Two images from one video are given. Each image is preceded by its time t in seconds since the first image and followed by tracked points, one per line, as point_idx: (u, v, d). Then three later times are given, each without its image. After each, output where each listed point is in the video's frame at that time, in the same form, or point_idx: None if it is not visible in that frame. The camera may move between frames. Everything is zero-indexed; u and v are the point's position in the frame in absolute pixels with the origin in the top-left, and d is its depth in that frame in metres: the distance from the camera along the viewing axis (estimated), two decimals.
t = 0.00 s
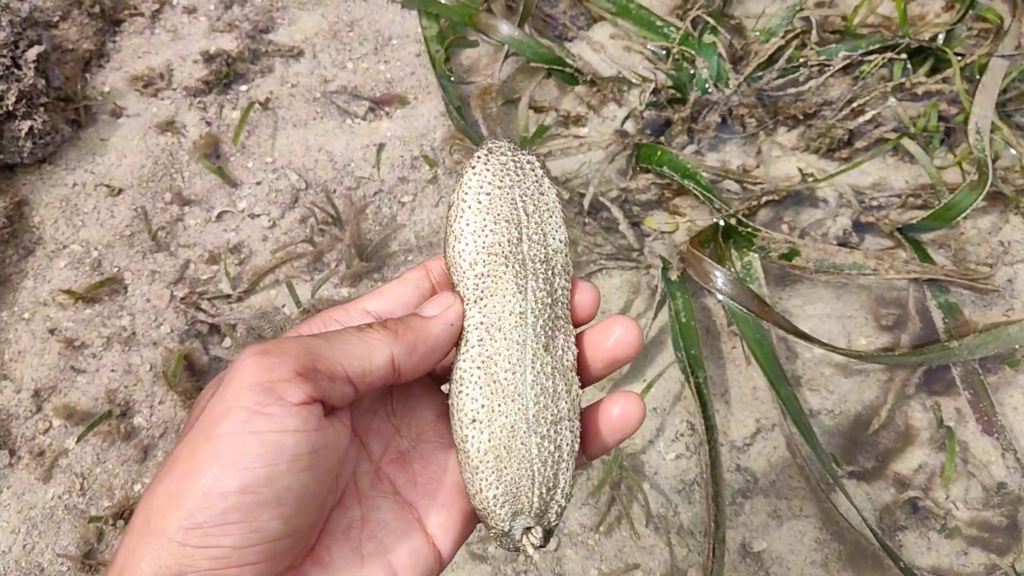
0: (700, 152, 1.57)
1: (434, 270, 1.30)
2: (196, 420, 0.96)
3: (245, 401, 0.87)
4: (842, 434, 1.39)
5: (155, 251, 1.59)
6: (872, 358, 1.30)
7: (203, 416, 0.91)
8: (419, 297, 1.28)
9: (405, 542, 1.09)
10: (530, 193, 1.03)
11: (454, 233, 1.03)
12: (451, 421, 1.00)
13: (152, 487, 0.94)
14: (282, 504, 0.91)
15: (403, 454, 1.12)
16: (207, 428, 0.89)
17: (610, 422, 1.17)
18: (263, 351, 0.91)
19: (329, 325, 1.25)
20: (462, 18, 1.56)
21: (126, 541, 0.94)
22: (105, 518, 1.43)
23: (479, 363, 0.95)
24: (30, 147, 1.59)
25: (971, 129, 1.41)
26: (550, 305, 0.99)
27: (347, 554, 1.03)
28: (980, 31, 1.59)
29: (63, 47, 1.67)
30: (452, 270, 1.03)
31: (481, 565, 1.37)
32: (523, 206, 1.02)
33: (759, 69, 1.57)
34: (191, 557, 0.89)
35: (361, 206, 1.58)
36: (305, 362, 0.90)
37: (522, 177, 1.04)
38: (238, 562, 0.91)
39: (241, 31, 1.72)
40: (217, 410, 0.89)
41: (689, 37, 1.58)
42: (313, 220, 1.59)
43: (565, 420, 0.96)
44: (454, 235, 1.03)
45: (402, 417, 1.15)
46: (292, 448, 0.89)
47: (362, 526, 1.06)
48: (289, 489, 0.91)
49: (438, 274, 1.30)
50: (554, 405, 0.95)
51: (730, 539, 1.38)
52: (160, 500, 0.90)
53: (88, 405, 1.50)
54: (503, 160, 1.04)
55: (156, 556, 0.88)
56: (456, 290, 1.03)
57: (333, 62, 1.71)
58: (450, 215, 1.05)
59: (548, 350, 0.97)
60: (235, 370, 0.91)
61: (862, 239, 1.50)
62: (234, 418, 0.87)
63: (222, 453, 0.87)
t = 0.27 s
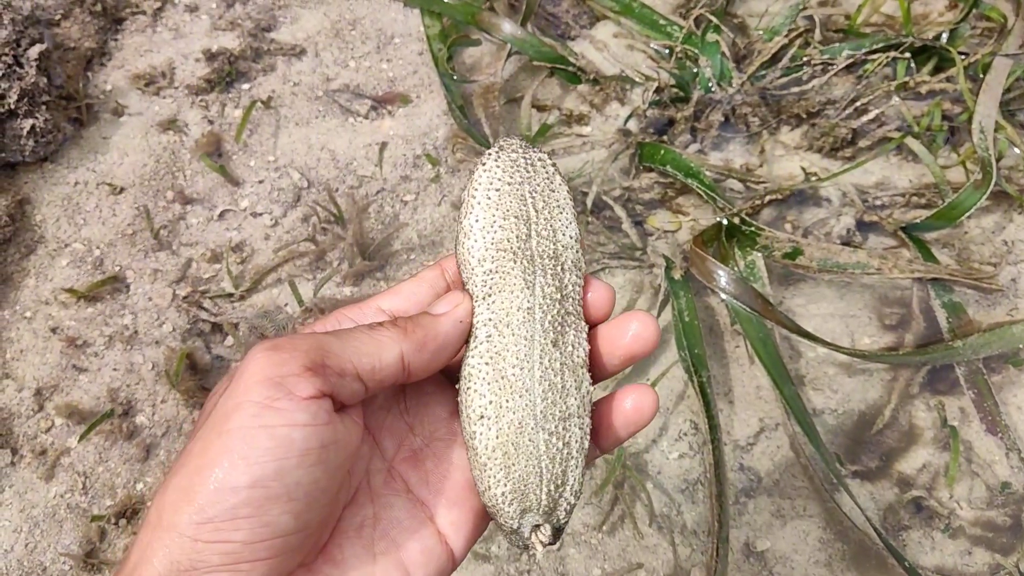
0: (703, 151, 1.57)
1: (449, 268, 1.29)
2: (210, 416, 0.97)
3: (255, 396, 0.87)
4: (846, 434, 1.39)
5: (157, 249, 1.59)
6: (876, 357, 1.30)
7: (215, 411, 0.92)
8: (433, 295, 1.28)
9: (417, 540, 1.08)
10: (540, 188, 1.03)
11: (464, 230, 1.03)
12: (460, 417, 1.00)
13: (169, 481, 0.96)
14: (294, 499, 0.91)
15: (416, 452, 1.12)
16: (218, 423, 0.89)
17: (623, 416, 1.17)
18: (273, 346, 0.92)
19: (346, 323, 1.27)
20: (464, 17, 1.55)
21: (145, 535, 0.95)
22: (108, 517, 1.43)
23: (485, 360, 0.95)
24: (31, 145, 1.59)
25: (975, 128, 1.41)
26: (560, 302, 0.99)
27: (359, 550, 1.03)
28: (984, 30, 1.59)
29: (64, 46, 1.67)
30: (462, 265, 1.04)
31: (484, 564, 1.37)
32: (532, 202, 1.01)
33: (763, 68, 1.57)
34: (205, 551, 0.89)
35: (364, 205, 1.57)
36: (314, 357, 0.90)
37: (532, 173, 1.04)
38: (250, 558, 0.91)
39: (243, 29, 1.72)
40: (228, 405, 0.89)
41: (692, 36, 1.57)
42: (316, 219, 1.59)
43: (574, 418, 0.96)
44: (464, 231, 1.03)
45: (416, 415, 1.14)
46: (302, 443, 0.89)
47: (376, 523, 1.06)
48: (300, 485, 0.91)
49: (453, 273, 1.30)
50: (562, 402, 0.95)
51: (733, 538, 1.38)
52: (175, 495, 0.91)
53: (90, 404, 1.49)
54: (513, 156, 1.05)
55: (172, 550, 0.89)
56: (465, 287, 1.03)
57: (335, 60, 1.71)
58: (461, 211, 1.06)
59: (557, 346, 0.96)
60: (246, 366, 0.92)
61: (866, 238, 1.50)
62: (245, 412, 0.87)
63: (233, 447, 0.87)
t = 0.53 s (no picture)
0: (705, 150, 1.57)
1: (387, 267, 1.30)
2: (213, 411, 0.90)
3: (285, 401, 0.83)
4: (847, 433, 1.39)
5: (157, 248, 1.59)
6: (878, 356, 1.30)
7: (230, 411, 0.86)
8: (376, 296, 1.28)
9: (401, 508, 1.12)
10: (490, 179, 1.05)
11: (443, 201, 0.97)
12: (463, 393, 0.95)
13: (167, 478, 0.89)
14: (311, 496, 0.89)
15: (377, 434, 1.18)
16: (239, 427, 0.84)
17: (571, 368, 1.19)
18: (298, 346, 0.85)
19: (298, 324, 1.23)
20: (465, 16, 1.55)
21: (139, 533, 0.90)
22: (108, 516, 1.43)
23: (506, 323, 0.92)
24: (32, 144, 1.59)
25: (977, 127, 1.41)
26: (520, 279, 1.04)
27: (358, 536, 1.05)
28: (986, 29, 1.58)
29: (65, 44, 1.67)
30: (444, 240, 0.96)
31: (486, 563, 1.37)
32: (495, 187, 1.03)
33: (764, 67, 1.57)
34: (221, 554, 0.86)
35: (365, 204, 1.58)
36: (349, 364, 0.86)
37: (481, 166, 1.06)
38: (267, 558, 0.89)
39: (244, 28, 1.72)
40: (250, 407, 0.84)
41: (694, 35, 1.57)
42: (317, 218, 1.59)
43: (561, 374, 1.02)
44: (442, 203, 0.97)
45: (371, 402, 1.20)
46: (330, 442, 0.88)
47: (359, 500, 1.08)
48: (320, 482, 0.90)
49: (394, 271, 1.31)
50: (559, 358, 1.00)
51: (735, 538, 1.37)
52: (186, 497, 0.86)
53: (91, 403, 1.49)
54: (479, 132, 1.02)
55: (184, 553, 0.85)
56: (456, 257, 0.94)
57: (337, 59, 1.71)
58: (421, 187, 0.99)
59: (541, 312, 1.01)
60: (266, 366, 0.85)
61: (868, 238, 1.50)
62: (273, 418, 0.83)
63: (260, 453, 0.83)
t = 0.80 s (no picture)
0: (705, 149, 1.57)
1: (387, 235, 1.23)
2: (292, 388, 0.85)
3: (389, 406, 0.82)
4: (848, 433, 1.39)
5: (157, 247, 1.59)
6: (879, 356, 1.29)
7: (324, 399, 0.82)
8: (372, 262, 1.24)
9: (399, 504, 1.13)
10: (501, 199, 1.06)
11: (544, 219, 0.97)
12: (535, 409, 0.93)
13: (241, 452, 0.83)
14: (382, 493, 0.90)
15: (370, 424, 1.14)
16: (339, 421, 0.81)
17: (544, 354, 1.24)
18: (403, 353, 0.83)
19: (310, 291, 1.14)
20: (465, 14, 1.55)
21: (197, 500, 0.84)
22: (108, 515, 1.43)
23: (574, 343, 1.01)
24: (32, 143, 1.59)
25: (978, 126, 1.40)
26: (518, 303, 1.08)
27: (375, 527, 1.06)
28: (987, 28, 1.58)
29: (64, 42, 1.66)
30: (540, 253, 0.97)
31: (487, 562, 1.37)
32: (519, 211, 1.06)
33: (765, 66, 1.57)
34: (291, 539, 0.85)
35: (366, 202, 1.58)
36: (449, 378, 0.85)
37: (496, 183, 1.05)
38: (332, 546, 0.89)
39: (244, 26, 1.71)
40: (350, 403, 0.81)
41: (694, 33, 1.57)
42: (317, 216, 1.59)
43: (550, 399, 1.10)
44: (543, 219, 0.97)
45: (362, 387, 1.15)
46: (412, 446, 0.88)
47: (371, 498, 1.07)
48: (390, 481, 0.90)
49: (392, 237, 1.24)
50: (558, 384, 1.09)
51: (736, 537, 1.37)
52: (269, 477, 0.82)
53: (90, 402, 1.49)
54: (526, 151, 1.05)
55: (260, 533, 0.82)
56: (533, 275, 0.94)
57: (337, 58, 1.70)
58: (518, 194, 0.95)
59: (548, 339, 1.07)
60: (367, 362, 0.83)
61: (868, 237, 1.50)
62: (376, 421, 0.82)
63: (358, 454, 0.82)
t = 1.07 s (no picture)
0: (703, 151, 1.56)
1: (418, 289, 1.24)
2: (294, 390, 0.86)
3: (388, 403, 0.82)
4: (846, 436, 1.38)
5: (154, 249, 1.58)
6: (877, 358, 1.29)
7: (326, 395, 0.82)
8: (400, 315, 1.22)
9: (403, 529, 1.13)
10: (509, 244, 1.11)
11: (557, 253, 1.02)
12: (542, 412, 0.92)
13: (240, 452, 0.82)
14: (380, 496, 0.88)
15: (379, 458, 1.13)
16: (340, 417, 0.81)
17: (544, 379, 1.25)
18: (404, 348, 0.84)
19: (330, 322, 1.13)
20: (463, 14, 1.54)
21: (201, 493, 0.82)
22: (104, 519, 1.43)
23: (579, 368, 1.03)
24: (28, 144, 1.58)
25: (977, 128, 1.40)
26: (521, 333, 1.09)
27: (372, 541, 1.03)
28: (986, 29, 1.57)
29: (61, 44, 1.66)
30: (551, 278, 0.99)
31: (484, 566, 1.37)
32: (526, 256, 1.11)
33: (764, 68, 1.56)
34: (287, 540, 0.82)
35: (363, 205, 1.57)
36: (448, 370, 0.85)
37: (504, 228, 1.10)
38: (328, 551, 0.86)
39: (241, 28, 1.71)
40: (350, 401, 0.82)
41: (693, 35, 1.56)
42: (314, 219, 1.58)
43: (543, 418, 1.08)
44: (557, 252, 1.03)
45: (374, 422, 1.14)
46: (410, 449, 0.87)
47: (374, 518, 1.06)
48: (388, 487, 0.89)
49: (423, 294, 1.25)
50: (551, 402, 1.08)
51: (734, 541, 1.37)
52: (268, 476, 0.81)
53: (86, 405, 1.48)
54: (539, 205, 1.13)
55: (257, 532, 0.80)
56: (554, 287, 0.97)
57: (334, 59, 1.70)
58: (535, 227, 1.01)
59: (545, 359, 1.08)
60: (371, 361, 0.84)
61: (867, 239, 1.49)
62: (375, 418, 0.82)
63: (357, 451, 0.82)
